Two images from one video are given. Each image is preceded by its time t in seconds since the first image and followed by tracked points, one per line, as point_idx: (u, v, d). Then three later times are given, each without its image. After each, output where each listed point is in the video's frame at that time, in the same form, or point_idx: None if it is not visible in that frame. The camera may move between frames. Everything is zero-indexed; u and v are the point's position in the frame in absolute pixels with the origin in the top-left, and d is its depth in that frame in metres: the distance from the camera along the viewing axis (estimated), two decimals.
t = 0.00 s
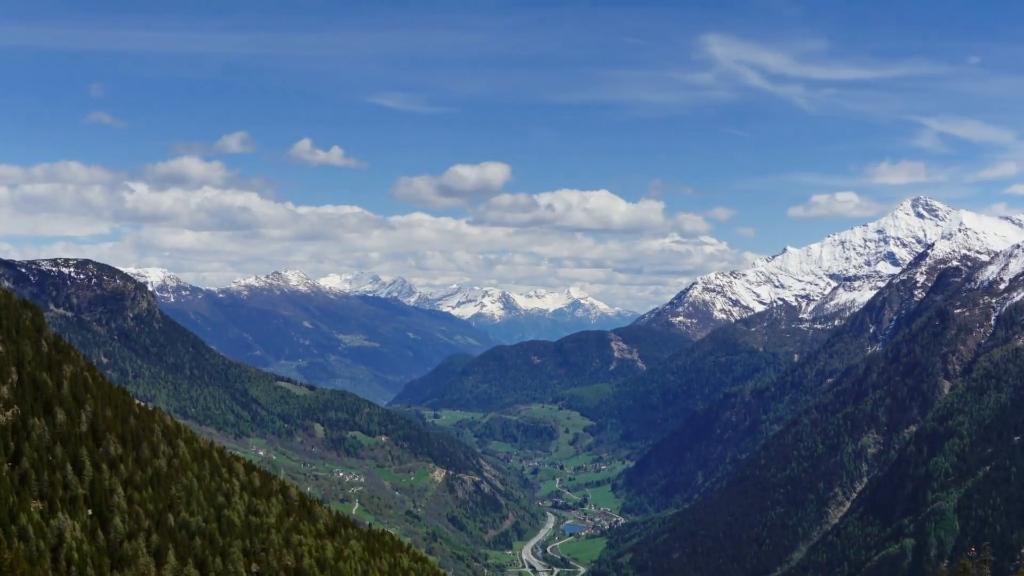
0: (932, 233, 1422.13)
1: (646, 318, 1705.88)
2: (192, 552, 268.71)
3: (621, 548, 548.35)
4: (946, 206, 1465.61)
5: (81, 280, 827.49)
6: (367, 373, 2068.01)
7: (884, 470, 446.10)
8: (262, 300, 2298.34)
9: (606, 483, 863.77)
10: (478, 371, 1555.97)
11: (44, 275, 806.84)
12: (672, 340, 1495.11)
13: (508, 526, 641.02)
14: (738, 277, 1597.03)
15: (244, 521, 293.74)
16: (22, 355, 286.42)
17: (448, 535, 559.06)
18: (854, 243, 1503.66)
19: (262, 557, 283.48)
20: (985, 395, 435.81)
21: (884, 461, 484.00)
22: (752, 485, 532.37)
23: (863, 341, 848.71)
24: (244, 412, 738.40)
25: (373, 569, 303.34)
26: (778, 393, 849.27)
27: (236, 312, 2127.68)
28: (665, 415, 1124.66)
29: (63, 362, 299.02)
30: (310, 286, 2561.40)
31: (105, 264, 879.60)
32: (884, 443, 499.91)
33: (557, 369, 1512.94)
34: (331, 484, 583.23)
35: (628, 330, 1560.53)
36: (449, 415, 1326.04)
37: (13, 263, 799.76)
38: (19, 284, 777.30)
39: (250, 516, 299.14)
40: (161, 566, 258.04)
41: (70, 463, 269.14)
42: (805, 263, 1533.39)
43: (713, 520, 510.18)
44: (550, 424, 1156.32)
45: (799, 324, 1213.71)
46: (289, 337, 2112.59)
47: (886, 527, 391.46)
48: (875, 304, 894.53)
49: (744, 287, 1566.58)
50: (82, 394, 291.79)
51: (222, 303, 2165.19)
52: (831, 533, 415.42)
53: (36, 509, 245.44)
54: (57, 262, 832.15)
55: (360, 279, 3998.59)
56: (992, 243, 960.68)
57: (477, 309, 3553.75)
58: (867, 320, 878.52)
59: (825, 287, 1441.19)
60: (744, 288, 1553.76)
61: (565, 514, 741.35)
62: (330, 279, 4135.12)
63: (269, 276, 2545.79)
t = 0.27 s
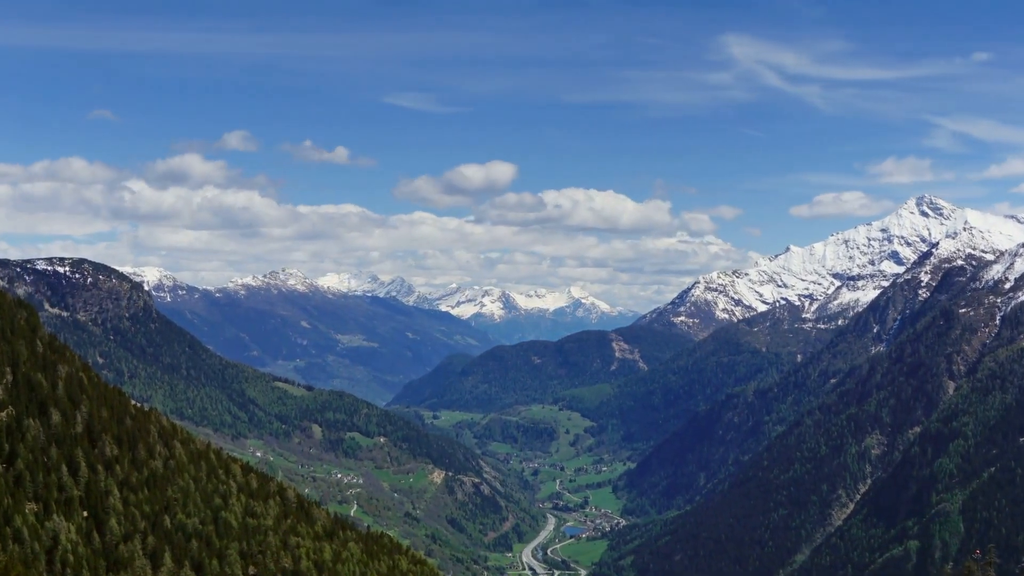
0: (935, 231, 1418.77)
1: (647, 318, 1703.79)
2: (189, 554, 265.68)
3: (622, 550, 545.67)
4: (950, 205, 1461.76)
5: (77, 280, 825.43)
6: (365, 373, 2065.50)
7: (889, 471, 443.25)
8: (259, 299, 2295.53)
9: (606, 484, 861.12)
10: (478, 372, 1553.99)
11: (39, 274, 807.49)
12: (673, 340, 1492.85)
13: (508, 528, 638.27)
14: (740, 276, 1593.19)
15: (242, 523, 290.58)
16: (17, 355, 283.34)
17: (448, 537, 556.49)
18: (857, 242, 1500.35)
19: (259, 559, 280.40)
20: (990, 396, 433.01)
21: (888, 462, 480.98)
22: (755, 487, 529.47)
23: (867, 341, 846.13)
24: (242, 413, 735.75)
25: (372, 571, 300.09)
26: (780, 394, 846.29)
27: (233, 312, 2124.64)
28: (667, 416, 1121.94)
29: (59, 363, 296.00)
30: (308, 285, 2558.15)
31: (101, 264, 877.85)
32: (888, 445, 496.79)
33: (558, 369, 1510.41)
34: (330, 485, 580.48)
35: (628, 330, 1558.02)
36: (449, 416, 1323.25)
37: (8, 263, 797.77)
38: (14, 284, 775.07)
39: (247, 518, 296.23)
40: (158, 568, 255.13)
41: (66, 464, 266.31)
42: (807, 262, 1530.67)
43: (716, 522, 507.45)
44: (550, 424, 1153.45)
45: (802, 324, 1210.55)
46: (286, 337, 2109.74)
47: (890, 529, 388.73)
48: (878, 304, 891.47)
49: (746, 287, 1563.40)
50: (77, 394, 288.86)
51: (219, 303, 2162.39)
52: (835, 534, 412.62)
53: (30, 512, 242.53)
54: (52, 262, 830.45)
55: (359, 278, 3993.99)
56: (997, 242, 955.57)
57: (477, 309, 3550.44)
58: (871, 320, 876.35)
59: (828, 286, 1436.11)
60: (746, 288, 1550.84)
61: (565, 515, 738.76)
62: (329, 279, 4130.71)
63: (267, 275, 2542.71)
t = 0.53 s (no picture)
0: (939, 230, 1414.14)
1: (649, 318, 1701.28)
2: (185, 556, 262.56)
3: (623, 553, 543.08)
4: (955, 203, 1456.42)
5: (73, 280, 822.43)
6: (363, 373, 2062.14)
7: (893, 473, 440.37)
8: (257, 299, 2291.92)
9: (607, 486, 858.39)
10: (478, 372, 1551.77)
11: (33, 274, 804.52)
12: (674, 340, 1490.15)
13: (507, 531, 635.22)
14: (742, 275, 1588.49)
15: (239, 525, 287.51)
16: (12, 355, 280.32)
17: (447, 539, 553.61)
18: (860, 241, 1495.74)
19: (256, 562, 277.57)
20: (995, 397, 430.12)
21: (892, 464, 477.94)
22: (757, 489, 526.47)
23: (871, 341, 842.97)
24: (238, 413, 733.06)
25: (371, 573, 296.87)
26: (783, 394, 843.02)
27: (229, 312, 2121.25)
28: (669, 416, 1118.88)
29: (54, 363, 292.90)
30: (306, 285, 2554.75)
31: (97, 264, 874.69)
32: (892, 446, 493.71)
33: (558, 369, 1507.76)
34: (328, 487, 577.49)
35: (630, 330, 1555.35)
36: (448, 417, 1320.67)
37: (3, 263, 794.92)
38: (9, 284, 771.90)
39: (245, 520, 293.22)
40: (154, 571, 252.17)
41: (61, 466, 263.46)
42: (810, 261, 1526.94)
43: (718, 524, 504.63)
44: (551, 425, 1150.39)
45: (805, 324, 1207.36)
46: (285, 337, 2106.87)
47: (894, 531, 386.10)
48: (882, 303, 887.53)
49: (748, 286, 1559.77)
50: (73, 395, 285.98)
51: (216, 302, 2159.30)
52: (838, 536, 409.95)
53: (25, 514, 239.58)
54: (47, 262, 827.69)
55: (358, 277, 3989.68)
56: (1003, 241, 946.84)
57: (477, 309, 3546.16)
58: (874, 320, 873.74)
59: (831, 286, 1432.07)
60: (748, 287, 1547.44)
61: (566, 517, 736.01)
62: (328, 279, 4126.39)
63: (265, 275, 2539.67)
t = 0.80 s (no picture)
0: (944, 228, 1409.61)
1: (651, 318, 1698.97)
2: (181, 559, 259.51)
3: (624, 555, 540.07)
4: (960, 202, 1451.62)
5: (68, 280, 817.88)
6: (362, 373, 2059.06)
7: (897, 474, 437.42)
8: (254, 299, 2288.60)
9: (608, 488, 855.15)
10: (478, 372, 1549.39)
11: (28, 273, 800.52)
12: (675, 340, 1487.09)
13: (507, 533, 632.24)
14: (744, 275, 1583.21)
15: (236, 527, 284.57)
16: (6, 355, 277.04)
17: (446, 541, 550.55)
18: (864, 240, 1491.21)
19: (253, 564, 274.67)
20: (1000, 398, 427.09)
21: (896, 465, 474.90)
22: (759, 491, 523.31)
23: (875, 341, 839.71)
24: (235, 414, 729.90)
25: None
26: (786, 395, 839.62)
27: (226, 312, 2118.26)
28: (671, 417, 1115.90)
29: (49, 363, 289.73)
30: (304, 284, 2551.46)
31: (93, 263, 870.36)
32: (896, 447, 490.55)
33: (559, 369, 1505.23)
34: (325, 488, 574.48)
35: (631, 330, 1552.68)
36: (448, 417, 1317.93)
37: None
38: (4, 283, 767.73)
39: (242, 522, 290.26)
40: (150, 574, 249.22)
41: (56, 467, 260.46)
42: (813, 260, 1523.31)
43: (720, 526, 501.79)
44: (552, 426, 1146.94)
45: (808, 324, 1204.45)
46: (283, 337, 2104.11)
47: (899, 533, 383.19)
48: (886, 303, 884.13)
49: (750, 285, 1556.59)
50: (68, 395, 282.88)
51: (213, 302, 2155.97)
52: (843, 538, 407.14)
53: (19, 515, 236.51)
54: (43, 261, 823.91)
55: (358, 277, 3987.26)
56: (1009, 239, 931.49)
57: (477, 309, 3542.82)
58: (878, 320, 871.10)
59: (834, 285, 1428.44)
60: (751, 287, 1544.30)
61: (566, 519, 732.96)
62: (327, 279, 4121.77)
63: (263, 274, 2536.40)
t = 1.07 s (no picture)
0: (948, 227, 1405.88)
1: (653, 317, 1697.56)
2: (178, 561, 256.66)
3: (626, 557, 537.43)
4: (964, 200, 1447.31)
5: (63, 279, 813.10)
6: (360, 374, 2056.42)
7: (901, 475, 434.78)
8: (251, 298, 2285.92)
9: (609, 490, 852.05)
10: (478, 371, 1546.99)
11: (23, 272, 796.70)
12: (676, 340, 1484.82)
13: (508, 534, 629.55)
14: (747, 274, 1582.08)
15: (233, 529, 281.68)
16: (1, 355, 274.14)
17: (445, 543, 547.71)
18: (868, 238, 1488.02)
19: (251, 566, 271.92)
20: (1005, 398, 424.42)
21: (899, 466, 472.20)
22: (762, 492, 520.66)
23: (879, 341, 837.35)
24: (233, 415, 727.01)
25: None
26: (788, 395, 837.03)
27: (223, 312, 2115.67)
28: (673, 418, 1113.35)
29: (44, 363, 286.67)
30: (302, 284, 2548.43)
31: (89, 262, 865.77)
32: (900, 448, 487.79)
33: (559, 369, 1503.51)
34: (322, 489, 572.12)
35: (632, 329, 1550.92)
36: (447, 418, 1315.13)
37: None
38: None
39: (239, 523, 287.48)
40: None
41: (52, 468, 257.64)
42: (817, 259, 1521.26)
43: (722, 528, 499.66)
44: (552, 427, 1144.14)
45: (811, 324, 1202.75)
46: (281, 337, 2101.71)
47: (902, 535, 380.78)
48: (890, 303, 881.61)
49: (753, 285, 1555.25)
50: (63, 396, 279.91)
51: (210, 302, 2152.87)
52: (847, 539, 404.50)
53: (14, 517, 233.62)
54: (38, 260, 820.34)
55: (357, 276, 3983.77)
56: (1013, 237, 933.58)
57: (476, 308, 3539.62)
58: (882, 319, 869.38)
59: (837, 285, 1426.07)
60: (753, 287, 1542.46)
61: (566, 521, 730.20)
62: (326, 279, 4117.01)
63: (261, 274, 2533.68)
